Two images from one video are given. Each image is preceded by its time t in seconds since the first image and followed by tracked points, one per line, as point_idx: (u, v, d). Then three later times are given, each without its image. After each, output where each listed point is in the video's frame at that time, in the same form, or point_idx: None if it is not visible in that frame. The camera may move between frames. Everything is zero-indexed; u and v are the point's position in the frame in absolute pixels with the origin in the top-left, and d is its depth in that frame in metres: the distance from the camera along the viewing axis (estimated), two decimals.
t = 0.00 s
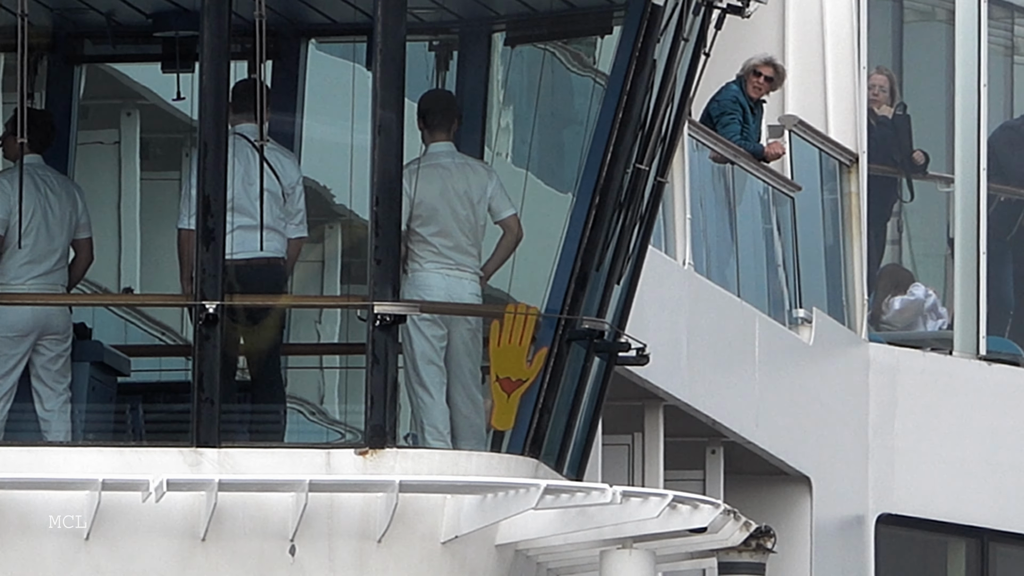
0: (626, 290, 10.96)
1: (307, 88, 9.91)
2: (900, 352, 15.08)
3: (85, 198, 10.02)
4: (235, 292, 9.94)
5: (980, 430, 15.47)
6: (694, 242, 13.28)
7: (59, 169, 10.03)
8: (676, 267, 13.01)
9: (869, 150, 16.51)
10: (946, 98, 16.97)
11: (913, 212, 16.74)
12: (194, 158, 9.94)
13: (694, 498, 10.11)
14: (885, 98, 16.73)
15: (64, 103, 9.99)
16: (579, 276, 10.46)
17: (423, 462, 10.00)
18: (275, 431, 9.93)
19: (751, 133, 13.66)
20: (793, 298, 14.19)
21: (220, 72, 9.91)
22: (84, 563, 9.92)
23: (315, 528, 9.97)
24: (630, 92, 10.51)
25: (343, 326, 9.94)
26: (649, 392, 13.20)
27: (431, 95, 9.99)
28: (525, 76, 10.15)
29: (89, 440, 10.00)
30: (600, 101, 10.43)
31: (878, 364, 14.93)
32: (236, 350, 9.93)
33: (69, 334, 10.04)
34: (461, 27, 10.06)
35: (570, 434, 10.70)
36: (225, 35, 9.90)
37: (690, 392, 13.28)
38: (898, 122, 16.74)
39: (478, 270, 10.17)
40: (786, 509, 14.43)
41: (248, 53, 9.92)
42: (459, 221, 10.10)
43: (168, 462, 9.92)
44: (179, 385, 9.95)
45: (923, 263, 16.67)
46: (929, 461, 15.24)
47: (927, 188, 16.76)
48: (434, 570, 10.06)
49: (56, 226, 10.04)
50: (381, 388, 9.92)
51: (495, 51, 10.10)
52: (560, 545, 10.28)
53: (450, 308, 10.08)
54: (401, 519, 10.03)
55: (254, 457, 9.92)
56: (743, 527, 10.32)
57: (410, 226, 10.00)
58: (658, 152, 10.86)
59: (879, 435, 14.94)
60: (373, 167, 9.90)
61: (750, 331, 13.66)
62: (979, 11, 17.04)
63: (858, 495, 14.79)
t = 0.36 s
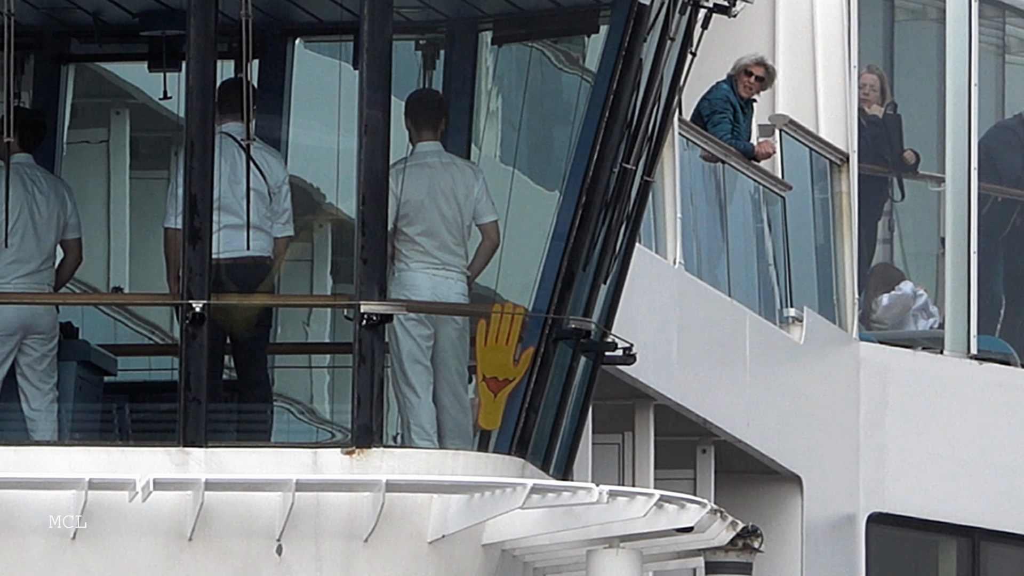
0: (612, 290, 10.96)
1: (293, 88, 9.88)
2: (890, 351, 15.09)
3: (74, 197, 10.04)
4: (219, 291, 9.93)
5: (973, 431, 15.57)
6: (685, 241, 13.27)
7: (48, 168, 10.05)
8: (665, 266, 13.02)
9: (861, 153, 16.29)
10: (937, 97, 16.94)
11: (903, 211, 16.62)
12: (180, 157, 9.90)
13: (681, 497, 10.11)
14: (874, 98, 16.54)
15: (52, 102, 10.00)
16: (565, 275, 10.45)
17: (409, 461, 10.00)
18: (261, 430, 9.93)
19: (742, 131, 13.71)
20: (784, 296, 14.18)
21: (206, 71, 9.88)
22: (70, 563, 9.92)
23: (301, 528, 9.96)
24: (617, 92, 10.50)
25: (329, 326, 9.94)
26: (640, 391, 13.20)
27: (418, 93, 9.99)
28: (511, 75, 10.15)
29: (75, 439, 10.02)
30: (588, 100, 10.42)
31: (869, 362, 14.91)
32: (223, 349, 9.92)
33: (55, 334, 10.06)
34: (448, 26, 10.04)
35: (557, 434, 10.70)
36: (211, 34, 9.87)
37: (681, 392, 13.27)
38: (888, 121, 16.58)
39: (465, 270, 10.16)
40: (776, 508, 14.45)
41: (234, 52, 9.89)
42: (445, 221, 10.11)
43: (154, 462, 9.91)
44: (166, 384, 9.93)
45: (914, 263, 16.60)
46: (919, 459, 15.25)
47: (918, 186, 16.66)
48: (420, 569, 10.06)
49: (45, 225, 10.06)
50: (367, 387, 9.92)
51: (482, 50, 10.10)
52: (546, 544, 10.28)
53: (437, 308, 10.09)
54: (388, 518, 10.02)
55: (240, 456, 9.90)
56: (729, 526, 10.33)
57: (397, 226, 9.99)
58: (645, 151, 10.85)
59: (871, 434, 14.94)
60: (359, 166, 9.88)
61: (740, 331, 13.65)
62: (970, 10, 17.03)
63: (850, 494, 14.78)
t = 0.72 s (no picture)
0: (598, 289, 10.95)
1: (279, 87, 9.87)
2: (880, 350, 15.10)
3: (62, 197, 10.06)
4: (205, 290, 9.91)
5: (964, 431, 15.57)
6: (676, 240, 13.28)
7: (36, 168, 10.07)
8: (656, 266, 13.02)
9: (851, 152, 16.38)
10: (928, 96, 17.00)
11: (895, 209, 16.75)
12: (167, 155, 9.89)
13: (667, 497, 10.11)
14: (866, 97, 16.60)
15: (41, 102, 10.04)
16: (551, 275, 10.45)
17: (395, 461, 9.99)
18: (247, 430, 9.93)
19: (733, 131, 13.69)
20: (774, 297, 14.17)
21: (192, 70, 9.86)
22: (56, 562, 9.92)
23: (287, 527, 9.95)
24: (604, 91, 10.49)
25: (315, 325, 9.93)
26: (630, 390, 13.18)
27: (405, 94, 9.99)
28: (499, 75, 10.15)
29: (60, 439, 10.01)
30: (574, 101, 10.41)
31: (859, 361, 14.95)
32: (208, 349, 9.90)
33: (39, 334, 10.07)
34: (434, 26, 10.03)
35: (543, 433, 10.71)
36: (197, 33, 9.86)
37: (671, 391, 13.24)
38: (879, 121, 16.64)
39: (453, 269, 10.16)
40: (766, 507, 14.44)
41: (220, 52, 9.88)
42: (432, 221, 10.10)
43: (140, 462, 9.90)
44: (152, 383, 9.92)
45: (905, 261, 16.66)
46: (909, 459, 15.27)
47: (908, 185, 16.75)
48: (405, 569, 10.06)
49: (32, 225, 10.08)
50: (353, 387, 9.91)
51: (469, 50, 10.09)
52: (533, 544, 10.27)
53: (424, 307, 10.09)
54: (374, 518, 10.02)
55: (226, 456, 9.90)
56: (716, 526, 10.31)
57: (384, 225, 9.98)
58: (631, 151, 10.84)
59: (862, 434, 14.94)
60: (345, 166, 9.88)
61: (730, 329, 13.67)
62: (961, 10, 17.06)
63: (840, 493, 14.80)
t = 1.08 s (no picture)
0: (586, 288, 10.94)
1: (267, 87, 9.87)
2: (871, 350, 15.10)
3: (47, 196, 10.04)
4: (192, 290, 9.89)
5: (956, 430, 15.61)
6: (667, 239, 13.27)
7: (21, 167, 10.04)
8: (646, 265, 13.03)
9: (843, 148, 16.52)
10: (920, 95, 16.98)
11: (887, 208, 16.72)
12: (153, 153, 9.88)
13: (654, 495, 10.09)
14: (857, 96, 16.76)
15: (27, 100, 10.02)
16: (538, 275, 10.44)
17: (383, 460, 10.00)
18: (234, 429, 9.94)
19: (722, 130, 13.75)
20: (765, 295, 14.18)
21: (179, 69, 9.85)
22: (43, 560, 9.91)
23: (274, 525, 9.96)
24: (591, 90, 10.46)
25: (302, 324, 9.94)
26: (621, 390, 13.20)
27: (392, 93, 9.98)
28: (486, 74, 10.14)
29: (48, 437, 10.02)
30: (561, 100, 10.39)
31: (851, 360, 14.94)
32: (194, 349, 9.89)
33: (24, 334, 10.06)
34: (422, 24, 10.02)
35: (530, 432, 10.70)
36: (184, 33, 9.84)
37: (661, 389, 13.25)
38: (870, 119, 16.75)
39: (440, 268, 10.16)
40: (758, 507, 14.44)
41: (207, 51, 9.87)
42: (420, 219, 10.11)
43: (127, 460, 9.91)
44: (139, 382, 9.92)
45: (896, 260, 16.65)
46: (900, 458, 15.29)
47: (900, 184, 16.73)
48: (391, 568, 10.06)
49: (17, 224, 10.06)
50: (340, 386, 9.92)
51: (456, 48, 10.08)
52: (520, 542, 10.26)
53: (411, 306, 10.09)
54: (361, 517, 10.02)
55: (213, 454, 9.90)
56: (704, 524, 10.30)
57: (372, 224, 9.98)
58: (619, 150, 10.82)
59: (853, 433, 14.95)
60: (332, 165, 9.86)
61: (721, 328, 13.68)
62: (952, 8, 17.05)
63: (831, 491, 14.80)
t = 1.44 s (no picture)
0: (573, 286, 10.94)
1: (254, 85, 9.85)
2: (861, 347, 15.09)
3: (35, 193, 10.03)
4: (178, 288, 9.88)
5: (947, 427, 15.62)
6: (657, 237, 13.26)
7: (8, 166, 10.02)
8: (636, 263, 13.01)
9: (833, 146, 16.29)
10: (910, 94, 16.94)
11: (877, 206, 16.63)
12: (139, 152, 9.86)
13: (641, 494, 10.07)
14: (847, 94, 16.63)
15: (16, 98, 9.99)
16: (526, 272, 10.43)
17: (369, 459, 10.01)
18: (220, 427, 9.93)
19: (712, 127, 13.73)
20: (755, 292, 14.17)
21: (166, 65, 9.83)
22: (30, 558, 9.91)
23: (261, 524, 9.95)
24: (578, 89, 10.47)
25: (289, 322, 9.93)
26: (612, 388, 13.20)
27: (378, 92, 9.97)
28: (473, 72, 10.12)
29: (34, 436, 10.01)
30: (547, 98, 10.39)
31: (841, 360, 14.90)
32: (178, 349, 9.91)
33: (10, 330, 10.05)
34: (408, 22, 10.00)
35: (517, 430, 10.70)
36: (170, 31, 9.83)
37: (652, 388, 13.24)
38: (861, 117, 16.61)
39: (427, 267, 10.15)
40: (750, 507, 14.44)
41: (194, 49, 9.86)
42: (408, 218, 10.10)
43: (114, 459, 9.89)
44: (126, 381, 9.91)
45: (887, 257, 16.62)
46: (892, 456, 15.28)
47: (889, 181, 16.65)
48: (378, 567, 10.05)
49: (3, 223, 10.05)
50: (327, 384, 9.91)
51: (442, 47, 10.05)
52: (506, 541, 10.26)
53: (398, 304, 10.08)
54: (348, 515, 10.01)
55: (200, 453, 9.90)
56: (690, 523, 10.30)
57: (359, 222, 9.97)
58: (605, 148, 10.83)
59: (844, 431, 14.93)
60: (319, 163, 9.85)
61: (711, 326, 13.67)
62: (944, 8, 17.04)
63: (822, 490, 14.80)
